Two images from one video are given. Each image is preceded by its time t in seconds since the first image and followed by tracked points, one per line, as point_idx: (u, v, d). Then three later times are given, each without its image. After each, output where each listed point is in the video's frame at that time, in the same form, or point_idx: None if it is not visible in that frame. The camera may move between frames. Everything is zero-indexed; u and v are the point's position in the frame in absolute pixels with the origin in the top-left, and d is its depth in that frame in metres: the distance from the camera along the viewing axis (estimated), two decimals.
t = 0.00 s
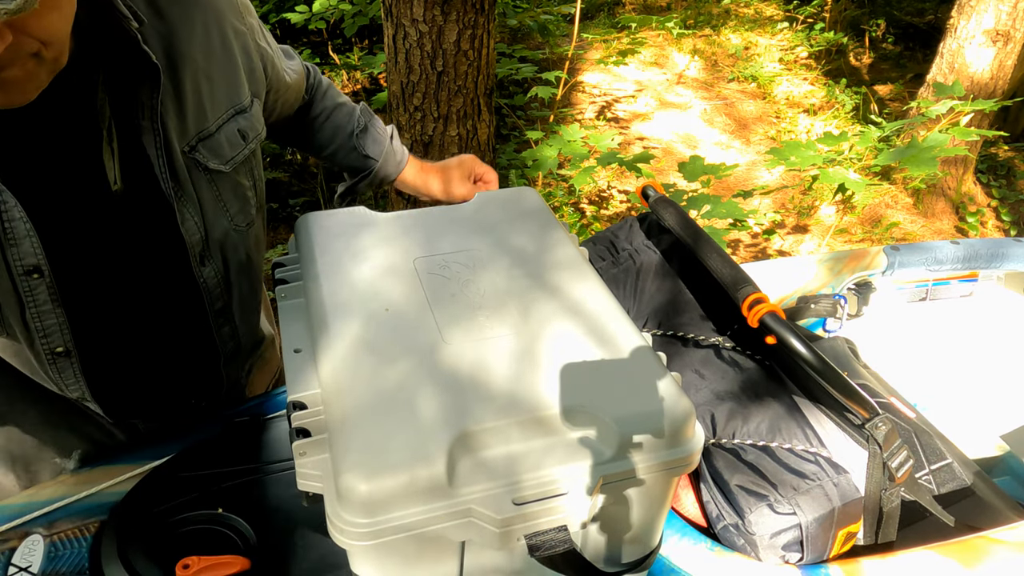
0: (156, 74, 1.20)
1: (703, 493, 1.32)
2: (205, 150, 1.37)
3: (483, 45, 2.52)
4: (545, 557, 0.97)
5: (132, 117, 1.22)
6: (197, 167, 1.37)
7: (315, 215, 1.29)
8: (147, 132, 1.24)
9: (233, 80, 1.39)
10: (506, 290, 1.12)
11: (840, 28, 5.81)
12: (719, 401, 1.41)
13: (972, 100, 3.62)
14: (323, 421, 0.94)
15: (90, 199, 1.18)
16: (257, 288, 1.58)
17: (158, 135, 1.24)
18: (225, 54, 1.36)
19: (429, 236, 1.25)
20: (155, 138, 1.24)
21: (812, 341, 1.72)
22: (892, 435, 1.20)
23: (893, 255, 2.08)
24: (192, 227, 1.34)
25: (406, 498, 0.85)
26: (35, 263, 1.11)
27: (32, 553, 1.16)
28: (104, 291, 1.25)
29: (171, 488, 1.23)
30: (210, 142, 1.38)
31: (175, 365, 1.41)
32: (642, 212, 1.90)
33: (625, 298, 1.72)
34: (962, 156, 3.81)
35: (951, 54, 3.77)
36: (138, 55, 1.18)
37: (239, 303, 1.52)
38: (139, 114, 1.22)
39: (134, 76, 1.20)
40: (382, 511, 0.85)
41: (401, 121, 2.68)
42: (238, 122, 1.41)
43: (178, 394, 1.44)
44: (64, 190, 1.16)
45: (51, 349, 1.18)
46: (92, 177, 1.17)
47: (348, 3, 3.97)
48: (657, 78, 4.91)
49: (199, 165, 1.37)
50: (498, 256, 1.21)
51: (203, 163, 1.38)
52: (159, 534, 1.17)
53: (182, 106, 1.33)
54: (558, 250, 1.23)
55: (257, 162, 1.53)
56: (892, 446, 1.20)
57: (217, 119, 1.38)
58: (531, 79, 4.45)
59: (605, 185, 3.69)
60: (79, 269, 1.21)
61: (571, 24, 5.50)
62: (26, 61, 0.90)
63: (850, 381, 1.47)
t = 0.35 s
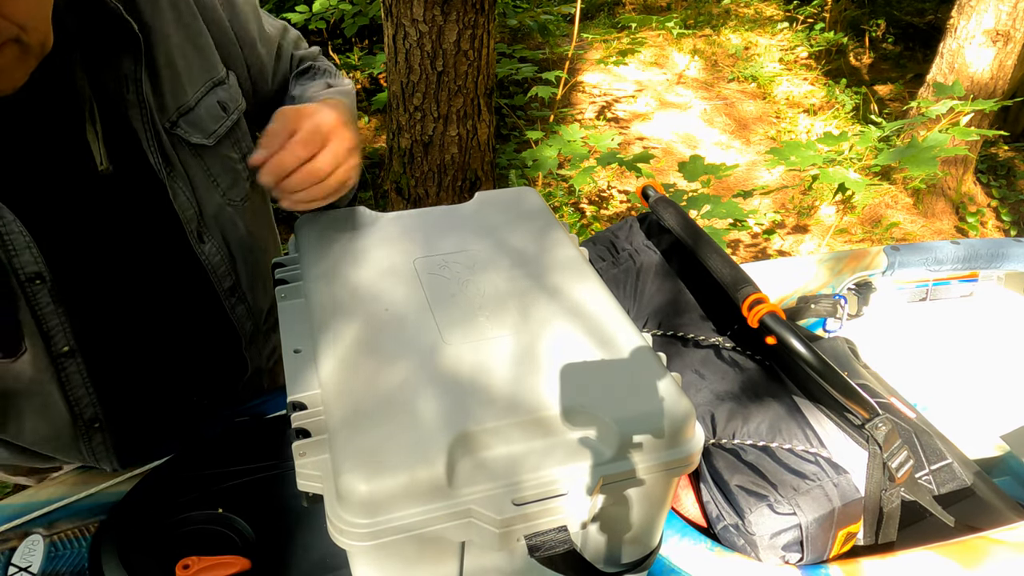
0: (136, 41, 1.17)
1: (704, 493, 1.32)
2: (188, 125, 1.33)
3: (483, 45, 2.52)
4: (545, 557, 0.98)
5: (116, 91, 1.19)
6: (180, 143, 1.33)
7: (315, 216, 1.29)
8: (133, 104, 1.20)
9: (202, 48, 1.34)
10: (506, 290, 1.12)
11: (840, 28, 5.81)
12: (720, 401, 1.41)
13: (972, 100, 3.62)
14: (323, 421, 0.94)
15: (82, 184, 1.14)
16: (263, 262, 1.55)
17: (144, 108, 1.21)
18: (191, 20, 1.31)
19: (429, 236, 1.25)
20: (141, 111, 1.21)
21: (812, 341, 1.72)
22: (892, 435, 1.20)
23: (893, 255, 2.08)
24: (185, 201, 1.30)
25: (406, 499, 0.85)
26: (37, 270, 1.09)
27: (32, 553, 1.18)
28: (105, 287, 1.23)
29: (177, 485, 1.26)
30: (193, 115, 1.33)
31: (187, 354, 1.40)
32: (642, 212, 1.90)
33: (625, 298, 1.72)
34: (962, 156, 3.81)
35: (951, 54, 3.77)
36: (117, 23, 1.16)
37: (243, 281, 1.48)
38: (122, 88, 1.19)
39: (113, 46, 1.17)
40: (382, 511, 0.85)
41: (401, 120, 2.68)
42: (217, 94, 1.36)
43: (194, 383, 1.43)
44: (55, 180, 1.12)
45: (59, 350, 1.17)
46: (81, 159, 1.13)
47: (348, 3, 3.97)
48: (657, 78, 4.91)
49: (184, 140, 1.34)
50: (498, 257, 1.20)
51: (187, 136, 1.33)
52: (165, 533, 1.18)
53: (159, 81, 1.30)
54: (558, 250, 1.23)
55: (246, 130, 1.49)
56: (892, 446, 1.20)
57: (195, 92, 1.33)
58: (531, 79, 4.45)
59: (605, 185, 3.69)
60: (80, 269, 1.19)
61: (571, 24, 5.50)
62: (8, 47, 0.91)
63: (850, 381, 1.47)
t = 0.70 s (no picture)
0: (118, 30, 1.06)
1: (703, 493, 1.32)
2: (138, 119, 1.13)
3: (483, 45, 2.52)
4: (545, 557, 0.96)
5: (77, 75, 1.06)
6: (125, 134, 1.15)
7: (314, 216, 1.29)
8: (90, 90, 1.07)
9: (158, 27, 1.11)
10: (506, 290, 1.12)
11: (840, 28, 5.80)
12: (720, 401, 1.40)
13: (972, 100, 3.62)
14: (323, 421, 0.94)
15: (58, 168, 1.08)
16: (258, 256, 1.41)
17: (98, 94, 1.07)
18: None
19: (429, 236, 1.25)
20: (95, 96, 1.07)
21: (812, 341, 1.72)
22: (892, 435, 1.20)
23: (893, 255, 2.07)
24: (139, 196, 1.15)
25: (406, 498, 0.85)
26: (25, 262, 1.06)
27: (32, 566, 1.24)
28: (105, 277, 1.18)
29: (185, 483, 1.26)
30: (143, 108, 1.13)
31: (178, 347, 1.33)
32: (642, 212, 1.90)
33: (625, 298, 1.72)
34: (962, 156, 3.80)
35: (951, 54, 3.77)
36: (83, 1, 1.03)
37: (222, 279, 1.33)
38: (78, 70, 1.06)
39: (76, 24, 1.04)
40: (382, 511, 0.85)
41: (401, 121, 2.68)
42: (171, 84, 1.13)
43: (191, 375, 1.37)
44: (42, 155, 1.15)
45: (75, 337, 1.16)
46: (64, 140, 1.17)
47: (348, 3, 3.97)
48: (657, 78, 4.91)
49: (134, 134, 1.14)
50: (498, 257, 1.20)
51: (139, 132, 1.13)
52: (192, 513, 1.21)
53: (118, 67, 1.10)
54: (558, 250, 1.23)
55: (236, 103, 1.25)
56: (892, 446, 1.20)
57: (145, 83, 1.12)
58: (531, 79, 4.45)
59: (605, 185, 3.69)
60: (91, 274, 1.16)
61: (571, 25, 5.50)
62: (18, 25, 0.88)
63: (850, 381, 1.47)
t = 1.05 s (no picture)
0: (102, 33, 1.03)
1: (704, 493, 1.32)
2: (110, 123, 1.11)
3: (483, 45, 2.53)
4: (545, 556, 0.96)
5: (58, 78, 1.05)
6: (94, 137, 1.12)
7: (315, 216, 1.30)
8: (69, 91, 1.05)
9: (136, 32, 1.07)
10: (505, 290, 1.12)
11: (840, 28, 5.80)
12: (720, 401, 1.41)
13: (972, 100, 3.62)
14: (323, 420, 0.94)
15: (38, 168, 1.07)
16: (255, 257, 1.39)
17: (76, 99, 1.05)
18: None
19: (429, 236, 1.25)
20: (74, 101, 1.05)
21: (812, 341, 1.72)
22: (892, 435, 1.21)
23: (893, 254, 2.07)
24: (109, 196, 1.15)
25: (406, 498, 0.85)
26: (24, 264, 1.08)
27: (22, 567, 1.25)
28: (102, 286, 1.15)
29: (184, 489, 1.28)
30: (117, 113, 1.11)
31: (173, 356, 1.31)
32: (642, 212, 1.90)
33: (625, 298, 1.72)
34: (962, 156, 3.80)
35: (951, 54, 3.77)
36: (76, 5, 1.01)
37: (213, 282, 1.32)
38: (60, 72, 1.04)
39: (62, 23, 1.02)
40: (382, 511, 0.85)
41: (401, 121, 2.68)
42: (147, 90, 1.11)
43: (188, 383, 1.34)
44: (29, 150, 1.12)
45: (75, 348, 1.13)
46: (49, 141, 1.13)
47: (348, 3, 3.97)
48: (657, 78, 4.91)
49: (104, 138, 1.11)
50: (498, 257, 1.20)
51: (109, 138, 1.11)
52: (192, 516, 1.22)
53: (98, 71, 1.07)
54: (558, 250, 1.23)
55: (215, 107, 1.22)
56: (891, 446, 1.21)
57: (120, 87, 1.10)
58: (531, 79, 4.45)
59: (605, 185, 3.70)
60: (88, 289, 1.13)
61: (571, 25, 5.50)
62: (20, 14, 0.88)
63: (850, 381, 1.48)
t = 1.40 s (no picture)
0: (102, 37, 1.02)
1: (704, 493, 1.32)
2: (117, 127, 1.11)
3: (483, 45, 2.52)
4: (546, 557, 0.96)
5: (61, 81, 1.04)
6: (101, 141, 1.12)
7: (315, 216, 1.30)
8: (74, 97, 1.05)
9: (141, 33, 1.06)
10: (506, 291, 1.12)
11: (840, 28, 5.80)
12: (720, 402, 1.40)
13: (972, 100, 3.62)
14: (323, 420, 0.94)
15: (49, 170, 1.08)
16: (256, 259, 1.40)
17: (81, 105, 1.05)
18: None
19: (429, 236, 1.25)
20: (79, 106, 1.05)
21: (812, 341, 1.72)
22: (892, 435, 1.20)
23: (893, 255, 2.07)
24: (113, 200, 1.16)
25: (406, 498, 0.85)
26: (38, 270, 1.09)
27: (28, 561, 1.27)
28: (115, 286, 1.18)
29: (183, 488, 1.28)
30: (122, 116, 1.11)
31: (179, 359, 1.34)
32: (642, 212, 1.90)
33: (625, 298, 1.72)
34: (963, 156, 3.80)
35: (951, 54, 3.77)
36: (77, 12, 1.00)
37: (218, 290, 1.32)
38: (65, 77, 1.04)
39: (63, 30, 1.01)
40: (382, 511, 0.85)
41: (401, 120, 2.68)
42: (154, 92, 1.10)
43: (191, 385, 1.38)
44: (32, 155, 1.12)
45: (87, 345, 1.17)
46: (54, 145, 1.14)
47: (348, 3, 3.97)
48: (657, 78, 4.91)
49: (111, 141, 1.12)
50: (498, 257, 1.20)
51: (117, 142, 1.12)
52: (189, 521, 1.21)
53: (102, 74, 1.07)
54: (558, 250, 1.23)
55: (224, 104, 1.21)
56: (892, 446, 1.20)
57: (126, 90, 1.09)
58: (531, 79, 4.45)
59: (605, 185, 3.70)
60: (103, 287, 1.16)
61: (571, 25, 5.50)
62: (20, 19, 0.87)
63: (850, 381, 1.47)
